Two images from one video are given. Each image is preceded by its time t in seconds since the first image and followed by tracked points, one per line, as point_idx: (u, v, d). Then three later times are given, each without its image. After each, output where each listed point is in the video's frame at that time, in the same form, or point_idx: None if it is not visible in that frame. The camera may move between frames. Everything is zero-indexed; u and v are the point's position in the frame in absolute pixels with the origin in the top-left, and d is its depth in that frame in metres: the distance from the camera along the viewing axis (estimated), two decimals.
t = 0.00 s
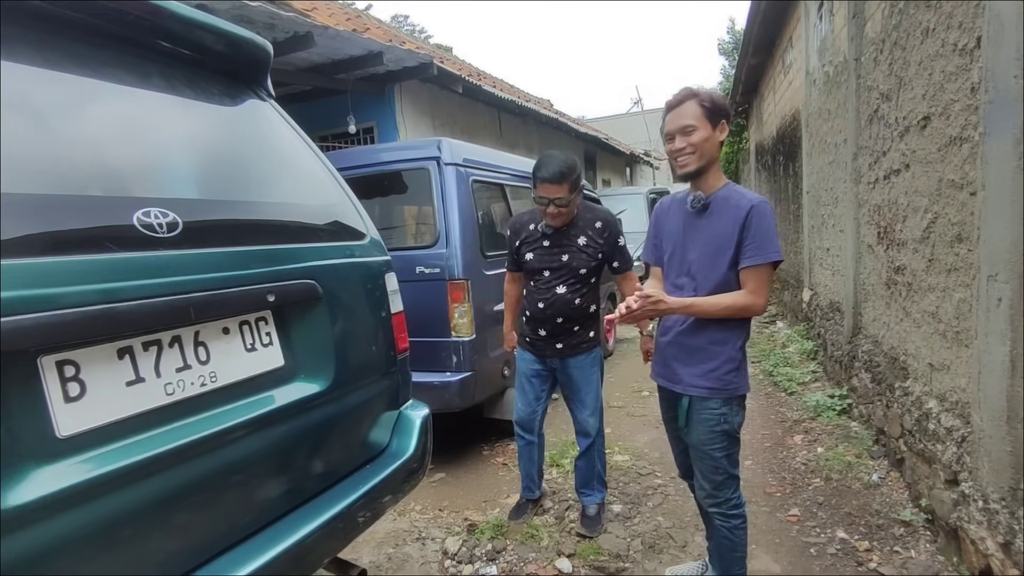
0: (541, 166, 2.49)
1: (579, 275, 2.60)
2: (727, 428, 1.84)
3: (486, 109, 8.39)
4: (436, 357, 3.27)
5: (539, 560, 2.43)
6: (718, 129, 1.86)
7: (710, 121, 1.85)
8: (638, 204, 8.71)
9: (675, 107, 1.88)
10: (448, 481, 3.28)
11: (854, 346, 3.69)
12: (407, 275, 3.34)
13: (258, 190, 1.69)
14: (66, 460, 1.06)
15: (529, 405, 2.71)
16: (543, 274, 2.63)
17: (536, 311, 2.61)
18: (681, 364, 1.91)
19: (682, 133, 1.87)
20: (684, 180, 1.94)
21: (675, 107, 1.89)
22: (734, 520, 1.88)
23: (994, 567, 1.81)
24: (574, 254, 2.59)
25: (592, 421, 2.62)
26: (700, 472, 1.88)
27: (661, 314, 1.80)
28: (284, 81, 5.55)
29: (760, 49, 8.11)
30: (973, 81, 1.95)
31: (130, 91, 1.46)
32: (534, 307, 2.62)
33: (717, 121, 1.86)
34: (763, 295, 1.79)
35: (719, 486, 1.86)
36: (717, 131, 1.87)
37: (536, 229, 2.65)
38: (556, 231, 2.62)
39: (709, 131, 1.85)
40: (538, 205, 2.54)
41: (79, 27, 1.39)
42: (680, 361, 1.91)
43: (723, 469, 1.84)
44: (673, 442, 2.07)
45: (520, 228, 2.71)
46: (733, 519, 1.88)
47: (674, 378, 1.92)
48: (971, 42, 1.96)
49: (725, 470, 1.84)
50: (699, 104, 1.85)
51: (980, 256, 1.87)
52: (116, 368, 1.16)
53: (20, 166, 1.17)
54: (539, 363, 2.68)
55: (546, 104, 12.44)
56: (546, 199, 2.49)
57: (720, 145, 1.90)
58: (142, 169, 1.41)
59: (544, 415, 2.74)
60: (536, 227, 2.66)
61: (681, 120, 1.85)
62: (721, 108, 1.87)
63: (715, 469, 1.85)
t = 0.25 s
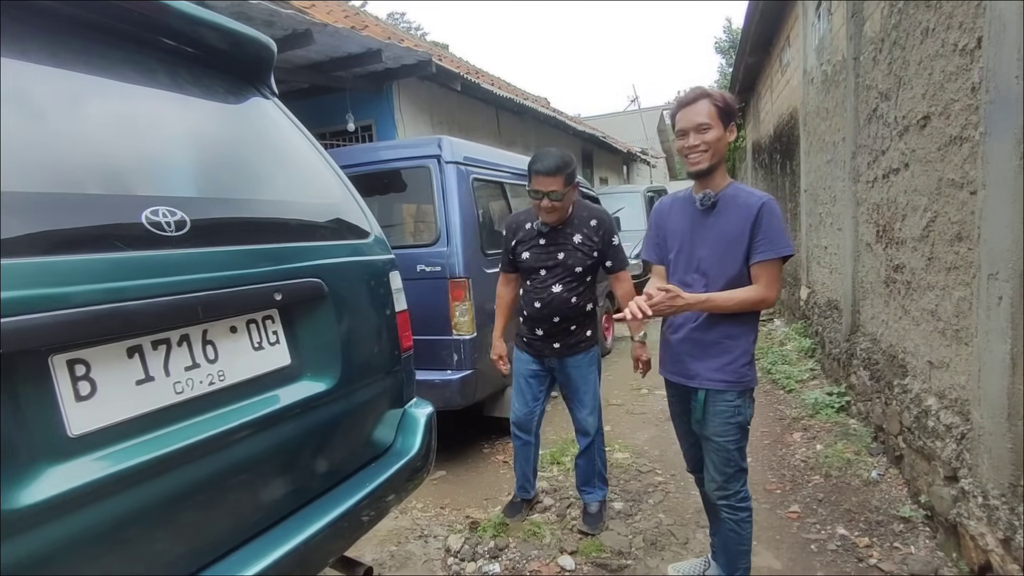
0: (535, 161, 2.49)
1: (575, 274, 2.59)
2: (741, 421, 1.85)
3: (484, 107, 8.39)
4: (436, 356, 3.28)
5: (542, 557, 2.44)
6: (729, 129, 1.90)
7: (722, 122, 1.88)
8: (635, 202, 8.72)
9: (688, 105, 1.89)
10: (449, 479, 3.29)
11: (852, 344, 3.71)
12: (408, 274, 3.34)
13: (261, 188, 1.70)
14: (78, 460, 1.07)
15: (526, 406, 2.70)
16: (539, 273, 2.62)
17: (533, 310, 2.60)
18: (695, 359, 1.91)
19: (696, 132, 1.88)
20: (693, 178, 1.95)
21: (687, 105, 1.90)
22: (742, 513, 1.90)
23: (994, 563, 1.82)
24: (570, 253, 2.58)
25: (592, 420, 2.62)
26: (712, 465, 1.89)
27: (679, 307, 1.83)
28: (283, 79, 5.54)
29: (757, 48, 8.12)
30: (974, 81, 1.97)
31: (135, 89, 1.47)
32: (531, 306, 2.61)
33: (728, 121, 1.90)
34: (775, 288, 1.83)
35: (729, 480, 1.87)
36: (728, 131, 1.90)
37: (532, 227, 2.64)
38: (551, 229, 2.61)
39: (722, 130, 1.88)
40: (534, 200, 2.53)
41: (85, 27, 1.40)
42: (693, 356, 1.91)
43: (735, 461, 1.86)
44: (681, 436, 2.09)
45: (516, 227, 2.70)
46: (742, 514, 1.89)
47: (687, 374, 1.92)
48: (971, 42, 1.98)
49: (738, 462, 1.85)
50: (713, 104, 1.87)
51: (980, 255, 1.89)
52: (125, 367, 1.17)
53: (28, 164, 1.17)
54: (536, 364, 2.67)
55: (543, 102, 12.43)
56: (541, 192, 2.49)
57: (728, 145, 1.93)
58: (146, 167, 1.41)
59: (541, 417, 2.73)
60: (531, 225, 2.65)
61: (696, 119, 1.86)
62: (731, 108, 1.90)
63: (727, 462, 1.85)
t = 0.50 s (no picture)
0: (523, 153, 2.53)
1: (560, 270, 2.61)
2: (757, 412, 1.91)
3: (480, 106, 8.40)
4: (439, 355, 3.30)
5: (548, 553, 2.47)
6: (726, 133, 1.93)
7: (717, 127, 1.92)
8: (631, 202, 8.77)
9: (682, 117, 1.94)
10: (453, 477, 3.32)
11: (849, 342, 3.76)
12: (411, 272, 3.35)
13: (273, 186, 1.71)
14: (108, 457, 1.08)
15: (521, 401, 2.73)
16: (525, 271, 2.65)
17: (521, 308, 2.62)
18: (717, 355, 1.96)
19: (693, 142, 1.93)
20: (697, 186, 2.01)
21: (681, 117, 1.95)
22: (745, 505, 1.92)
23: (993, 555, 1.87)
24: (556, 249, 2.60)
25: (586, 417, 2.61)
26: (723, 454, 1.92)
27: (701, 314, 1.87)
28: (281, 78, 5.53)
29: (752, 49, 8.19)
30: (973, 84, 2.01)
31: (152, 88, 1.48)
32: (518, 303, 2.64)
33: (724, 125, 1.93)
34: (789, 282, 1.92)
35: (737, 472, 1.91)
36: (725, 135, 1.93)
37: (518, 225, 2.66)
38: (537, 227, 2.62)
39: (718, 137, 1.92)
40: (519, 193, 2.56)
41: (98, 29, 1.41)
42: (716, 352, 1.96)
43: (747, 450, 1.91)
44: (692, 428, 2.14)
45: (502, 224, 2.71)
46: (743, 508, 1.92)
47: (710, 370, 1.97)
48: (970, 46, 2.02)
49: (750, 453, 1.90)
50: (706, 112, 1.90)
51: (979, 255, 1.93)
52: (152, 366, 1.19)
53: (37, 163, 1.16)
54: (527, 361, 2.69)
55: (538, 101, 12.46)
56: (526, 183, 2.51)
57: (727, 147, 1.97)
58: (161, 165, 1.41)
59: (539, 411, 2.76)
60: (518, 223, 2.67)
61: (690, 130, 1.91)
62: (726, 111, 1.93)
63: (740, 450, 1.90)
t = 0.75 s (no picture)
0: (511, 150, 2.54)
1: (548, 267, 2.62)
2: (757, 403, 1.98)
3: (476, 105, 8.42)
4: (442, 353, 3.33)
5: (554, 548, 2.51)
6: (723, 139, 1.97)
7: (715, 134, 1.95)
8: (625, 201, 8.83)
9: (680, 127, 1.97)
10: (456, 474, 3.35)
11: (844, 339, 3.83)
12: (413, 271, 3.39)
13: (283, 184, 1.72)
14: (142, 451, 1.11)
15: (518, 399, 2.74)
16: (515, 269, 2.65)
17: (512, 306, 2.62)
18: (723, 348, 1.99)
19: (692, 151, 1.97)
20: (699, 191, 2.05)
21: (679, 127, 1.98)
22: (747, 495, 1.96)
23: (988, 543, 1.93)
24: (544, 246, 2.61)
25: (582, 411, 2.65)
26: (726, 444, 1.97)
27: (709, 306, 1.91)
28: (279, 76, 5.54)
29: (745, 49, 8.27)
30: (970, 87, 2.06)
31: (168, 87, 1.50)
32: (509, 302, 2.63)
33: (722, 131, 1.96)
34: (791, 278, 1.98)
35: (741, 461, 1.95)
36: (723, 141, 1.97)
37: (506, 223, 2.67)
38: (526, 225, 2.64)
39: (717, 144, 1.96)
40: (507, 187, 2.57)
41: (120, 30, 1.43)
42: (719, 346, 2.00)
43: (749, 440, 1.96)
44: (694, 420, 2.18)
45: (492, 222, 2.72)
46: (745, 498, 1.96)
47: (712, 364, 2.01)
48: (967, 50, 2.07)
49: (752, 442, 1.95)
50: (703, 121, 1.94)
51: (976, 253, 1.99)
52: (181, 361, 1.22)
53: (50, 162, 1.17)
54: (521, 359, 2.69)
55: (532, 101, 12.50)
56: (516, 177, 2.53)
57: (726, 152, 2.01)
58: (171, 164, 1.43)
59: (536, 406, 2.79)
60: (507, 221, 2.68)
61: (688, 140, 1.95)
62: (723, 117, 1.96)
63: (742, 440, 1.95)
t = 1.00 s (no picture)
0: (501, 151, 2.57)
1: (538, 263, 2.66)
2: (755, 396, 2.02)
3: (467, 105, 8.45)
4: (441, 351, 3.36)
5: (554, 542, 2.55)
6: (726, 143, 2.03)
7: (719, 136, 2.02)
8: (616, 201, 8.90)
9: (686, 126, 2.02)
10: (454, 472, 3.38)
11: (833, 336, 3.91)
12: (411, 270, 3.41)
13: (291, 184, 1.75)
14: (171, 445, 1.15)
15: (514, 397, 2.78)
16: (507, 267, 2.67)
17: (506, 304, 2.65)
18: (718, 345, 2.06)
19: (696, 151, 2.02)
20: (698, 191, 2.10)
21: (683, 127, 2.03)
22: (746, 487, 2.02)
23: (976, 532, 2.00)
24: (534, 243, 2.65)
25: (576, 407, 2.71)
26: (725, 436, 2.02)
27: (706, 300, 1.98)
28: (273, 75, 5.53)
29: (733, 51, 8.37)
30: (958, 92, 2.14)
31: (182, 87, 1.53)
32: (502, 300, 2.65)
33: (725, 135, 2.03)
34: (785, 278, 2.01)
35: (740, 453, 2.00)
36: (726, 145, 2.04)
37: (497, 220, 2.70)
38: (516, 224, 2.67)
39: (720, 147, 2.01)
40: (498, 186, 2.60)
41: (137, 31, 1.45)
42: (715, 342, 2.06)
43: (747, 433, 2.01)
44: (692, 413, 2.24)
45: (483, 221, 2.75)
46: (744, 490, 2.01)
47: (709, 359, 2.07)
48: (955, 56, 2.15)
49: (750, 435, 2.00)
50: (709, 123, 2.00)
51: (964, 252, 2.06)
52: (205, 358, 1.25)
53: (61, 159, 1.18)
54: (515, 357, 2.73)
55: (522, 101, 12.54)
56: (506, 176, 2.56)
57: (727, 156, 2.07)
58: (182, 162, 1.44)
59: (531, 403, 2.84)
60: (497, 219, 2.71)
61: (694, 138, 2.00)
62: (728, 122, 2.03)
63: (740, 433, 2.00)
